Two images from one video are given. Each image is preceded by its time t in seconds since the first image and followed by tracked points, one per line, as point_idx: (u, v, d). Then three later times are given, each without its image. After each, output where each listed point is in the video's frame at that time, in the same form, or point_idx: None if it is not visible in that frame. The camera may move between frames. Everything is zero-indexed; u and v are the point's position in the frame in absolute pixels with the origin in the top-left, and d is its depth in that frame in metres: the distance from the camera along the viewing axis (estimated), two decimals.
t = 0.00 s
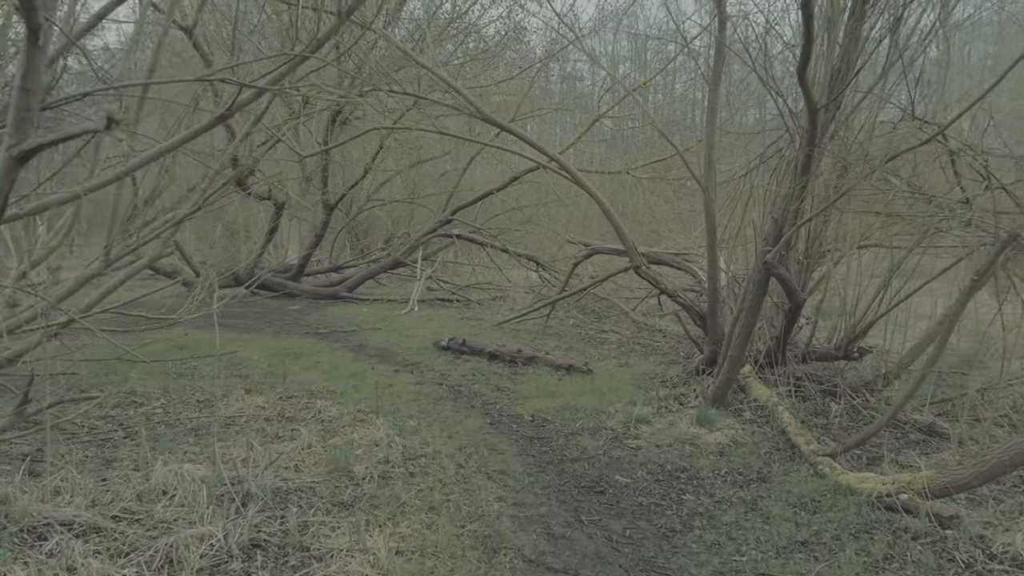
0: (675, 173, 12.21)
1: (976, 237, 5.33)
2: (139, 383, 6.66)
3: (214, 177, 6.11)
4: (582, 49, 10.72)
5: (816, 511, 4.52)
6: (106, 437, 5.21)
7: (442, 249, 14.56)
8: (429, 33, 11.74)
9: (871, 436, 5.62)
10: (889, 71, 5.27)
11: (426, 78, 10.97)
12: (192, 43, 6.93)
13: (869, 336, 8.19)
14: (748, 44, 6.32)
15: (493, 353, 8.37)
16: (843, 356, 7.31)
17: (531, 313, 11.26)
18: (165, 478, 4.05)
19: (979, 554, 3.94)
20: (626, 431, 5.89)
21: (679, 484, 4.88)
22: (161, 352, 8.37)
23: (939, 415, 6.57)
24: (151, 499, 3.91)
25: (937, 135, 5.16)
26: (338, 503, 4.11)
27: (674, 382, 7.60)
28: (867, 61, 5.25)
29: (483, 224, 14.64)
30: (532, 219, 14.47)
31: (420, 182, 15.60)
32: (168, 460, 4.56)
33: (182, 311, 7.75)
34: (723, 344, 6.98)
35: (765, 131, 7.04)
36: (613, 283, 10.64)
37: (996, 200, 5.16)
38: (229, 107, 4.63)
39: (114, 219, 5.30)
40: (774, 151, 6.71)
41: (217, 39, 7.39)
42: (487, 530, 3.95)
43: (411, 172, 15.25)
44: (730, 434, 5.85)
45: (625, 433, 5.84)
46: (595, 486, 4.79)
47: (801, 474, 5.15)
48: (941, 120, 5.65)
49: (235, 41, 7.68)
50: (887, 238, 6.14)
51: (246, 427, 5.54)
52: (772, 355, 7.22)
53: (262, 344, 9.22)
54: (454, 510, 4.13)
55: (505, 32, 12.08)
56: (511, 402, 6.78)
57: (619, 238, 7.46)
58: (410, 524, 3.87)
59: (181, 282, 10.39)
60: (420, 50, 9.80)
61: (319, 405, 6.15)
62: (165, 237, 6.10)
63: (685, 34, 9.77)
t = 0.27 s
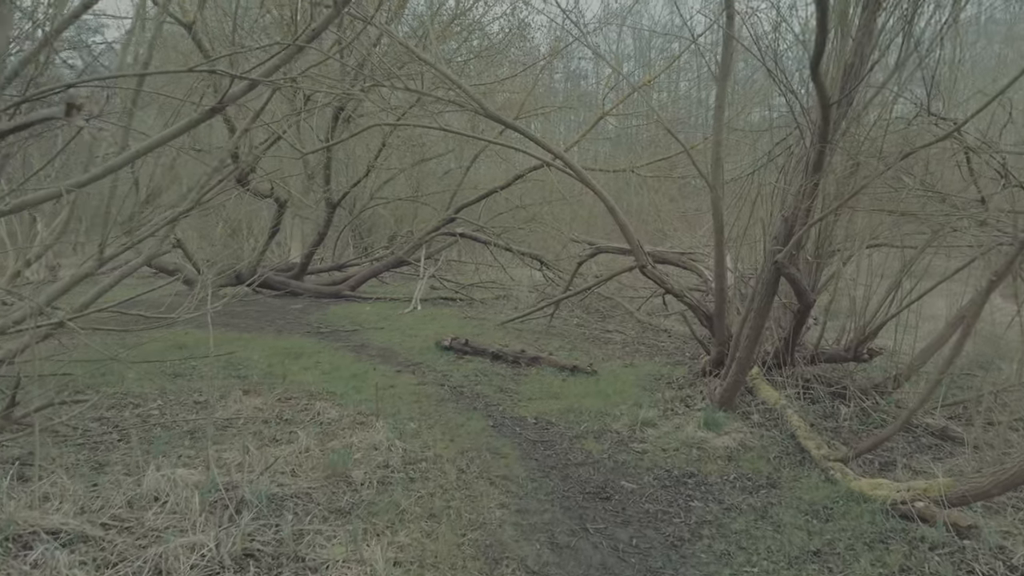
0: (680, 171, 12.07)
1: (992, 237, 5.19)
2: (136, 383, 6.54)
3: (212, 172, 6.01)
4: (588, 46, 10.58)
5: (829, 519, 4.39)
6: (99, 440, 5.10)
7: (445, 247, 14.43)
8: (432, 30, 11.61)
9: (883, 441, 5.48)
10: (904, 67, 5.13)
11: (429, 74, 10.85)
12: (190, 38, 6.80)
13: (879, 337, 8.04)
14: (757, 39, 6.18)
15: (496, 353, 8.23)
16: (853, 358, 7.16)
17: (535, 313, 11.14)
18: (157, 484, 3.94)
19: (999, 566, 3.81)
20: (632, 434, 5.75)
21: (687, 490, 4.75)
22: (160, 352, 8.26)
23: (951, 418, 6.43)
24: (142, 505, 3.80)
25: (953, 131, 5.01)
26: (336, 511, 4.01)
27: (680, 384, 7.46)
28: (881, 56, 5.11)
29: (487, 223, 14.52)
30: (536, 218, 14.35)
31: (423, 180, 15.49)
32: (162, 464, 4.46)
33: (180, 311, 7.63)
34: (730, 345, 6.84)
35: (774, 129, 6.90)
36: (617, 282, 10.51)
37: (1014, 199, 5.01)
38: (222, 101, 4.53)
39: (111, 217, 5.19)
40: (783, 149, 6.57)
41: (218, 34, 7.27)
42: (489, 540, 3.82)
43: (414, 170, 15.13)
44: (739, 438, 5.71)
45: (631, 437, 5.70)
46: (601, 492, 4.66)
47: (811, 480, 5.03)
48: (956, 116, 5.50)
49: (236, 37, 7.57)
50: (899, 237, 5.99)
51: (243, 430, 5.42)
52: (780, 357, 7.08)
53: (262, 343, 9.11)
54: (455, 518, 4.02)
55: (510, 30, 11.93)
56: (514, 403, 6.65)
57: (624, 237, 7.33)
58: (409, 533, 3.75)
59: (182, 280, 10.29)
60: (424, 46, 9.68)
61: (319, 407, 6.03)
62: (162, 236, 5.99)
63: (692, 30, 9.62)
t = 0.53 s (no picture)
0: (688, 168, 11.90)
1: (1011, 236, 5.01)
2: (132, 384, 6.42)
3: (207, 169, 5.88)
4: (595, 42, 10.43)
5: (842, 528, 4.24)
6: (92, 444, 4.98)
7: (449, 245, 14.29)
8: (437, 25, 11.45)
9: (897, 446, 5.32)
10: (919, 60, 4.96)
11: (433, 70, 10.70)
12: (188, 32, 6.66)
13: (891, 338, 7.87)
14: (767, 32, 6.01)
15: (500, 352, 8.09)
16: (864, 359, 6.99)
17: (539, 311, 10.99)
18: (146, 491, 3.83)
19: None
20: (639, 438, 5.60)
21: (695, 497, 4.60)
22: (159, 351, 8.15)
23: (966, 421, 6.26)
24: (131, 514, 3.69)
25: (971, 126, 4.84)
26: (331, 519, 3.87)
27: (687, 385, 7.30)
28: (897, 48, 4.93)
29: (491, 220, 14.37)
30: (541, 215, 14.19)
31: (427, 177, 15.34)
32: (155, 470, 4.34)
33: (179, 310, 7.51)
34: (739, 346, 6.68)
35: (785, 125, 6.73)
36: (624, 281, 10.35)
37: None
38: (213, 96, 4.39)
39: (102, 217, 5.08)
40: (793, 145, 6.40)
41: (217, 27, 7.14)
42: (490, 551, 3.69)
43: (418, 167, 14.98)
44: (748, 442, 5.56)
45: (638, 440, 5.55)
46: (607, 498, 4.51)
47: (824, 486, 4.87)
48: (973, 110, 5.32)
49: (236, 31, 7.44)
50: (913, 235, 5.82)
51: (240, 433, 5.30)
52: (790, 358, 6.91)
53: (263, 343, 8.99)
54: (455, 527, 3.89)
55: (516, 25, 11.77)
56: (518, 405, 6.51)
57: (630, 234, 7.17)
58: (408, 544, 3.62)
59: (182, 278, 10.18)
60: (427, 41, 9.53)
61: (318, 409, 5.90)
62: (157, 234, 5.87)
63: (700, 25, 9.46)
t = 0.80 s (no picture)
0: (696, 167, 11.76)
1: None
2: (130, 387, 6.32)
3: (205, 167, 5.78)
4: (602, 39, 10.31)
5: (855, 537, 4.10)
6: (87, 448, 4.90)
7: (454, 245, 14.17)
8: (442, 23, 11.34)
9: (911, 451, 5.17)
10: (934, 54, 4.81)
11: (439, 68, 10.59)
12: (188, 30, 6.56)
13: (904, 339, 7.70)
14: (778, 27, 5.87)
15: (505, 354, 7.97)
16: (876, 361, 6.83)
17: (545, 312, 10.87)
18: (137, 499, 3.76)
19: None
20: (646, 442, 5.48)
21: (703, 504, 4.47)
22: (160, 352, 8.07)
23: (982, 425, 6.09)
24: (120, 522, 3.62)
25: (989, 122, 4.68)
26: (326, 527, 3.76)
27: (695, 388, 7.16)
28: (913, 42, 4.78)
29: (496, 219, 14.24)
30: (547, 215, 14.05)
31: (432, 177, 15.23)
32: (148, 476, 4.25)
33: (179, 310, 7.41)
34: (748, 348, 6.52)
35: (795, 122, 6.59)
36: (631, 281, 10.21)
37: None
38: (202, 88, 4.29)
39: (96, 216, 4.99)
40: (804, 142, 6.26)
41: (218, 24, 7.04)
42: (491, 562, 3.56)
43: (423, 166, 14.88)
44: (758, 446, 5.42)
45: (644, 445, 5.42)
46: (612, 505, 4.39)
47: (836, 493, 4.72)
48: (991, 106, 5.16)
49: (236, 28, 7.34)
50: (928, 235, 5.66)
51: (238, 437, 5.20)
52: (800, 360, 6.76)
53: (265, 344, 8.89)
54: (455, 536, 3.78)
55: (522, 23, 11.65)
56: (522, 408, 6.38)
57: (637, 234, 7.04)
58: (405, 554, 3.50)
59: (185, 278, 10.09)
60: (432, 38, 9.43)
61: (318, 411, 5.80)
62: (155, 233, 5.77)
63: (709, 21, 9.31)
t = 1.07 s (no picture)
0: (706, 166, 11.60)
1: None
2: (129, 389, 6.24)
3: (203, 165, 5.69)
4: (611, 35, 10.17)
5: (868, 548, 3.95)
6: (81, 451, 4.82)
7: (462, 245, 14.05)
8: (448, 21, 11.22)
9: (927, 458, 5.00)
10: (952, 46, 4.64)
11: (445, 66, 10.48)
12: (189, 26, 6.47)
13: (919, 341, 7.51)
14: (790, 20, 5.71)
15: (510, 355, 7.85)
16: (890, 363, 6.65)
17: (552, 312, 10.73)
18: (125, 505, 3.69)
19: None
20: (652, 447, 5.33)
21: (710, 512, 4.32)
22: (162, 354, 8.00)
23: (1001, 430, 5.91)
24: (108, 530, 3.55)
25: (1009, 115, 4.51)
26: (320, 536, 3.65)
27: (704, 391, 7.00)
28: (929, 33, 4.62)
29: (504, 219, 14.11)
30: (555, 214, 13.90)
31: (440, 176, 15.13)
32: (141, 482, 4.16)
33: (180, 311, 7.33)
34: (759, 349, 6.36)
35: (807, 119, 6.42)
36: (639, 281, 10.06)
37: None
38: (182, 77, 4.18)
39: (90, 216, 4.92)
40: (817, 139, 6.09)
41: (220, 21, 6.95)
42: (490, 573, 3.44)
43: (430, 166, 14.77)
44: (768, 452, 5.26)
45: (651, 450, 5.28)
46: (616, 513, 4.26)
47: (849, 501, 4.56)
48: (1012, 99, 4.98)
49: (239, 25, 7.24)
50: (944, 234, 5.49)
51: (236, 440, 5.10)
52: (812, 362, 6.59)
53: (268, 345, 8.81)
54: (453, 546, 3.67)
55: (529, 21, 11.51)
56: (526, 411, 6.25)
57: (644, 233, 6.90)
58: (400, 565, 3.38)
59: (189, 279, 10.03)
60: (439, 36, 9.33)
61: (318, 414, 5.69)
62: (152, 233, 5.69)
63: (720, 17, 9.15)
